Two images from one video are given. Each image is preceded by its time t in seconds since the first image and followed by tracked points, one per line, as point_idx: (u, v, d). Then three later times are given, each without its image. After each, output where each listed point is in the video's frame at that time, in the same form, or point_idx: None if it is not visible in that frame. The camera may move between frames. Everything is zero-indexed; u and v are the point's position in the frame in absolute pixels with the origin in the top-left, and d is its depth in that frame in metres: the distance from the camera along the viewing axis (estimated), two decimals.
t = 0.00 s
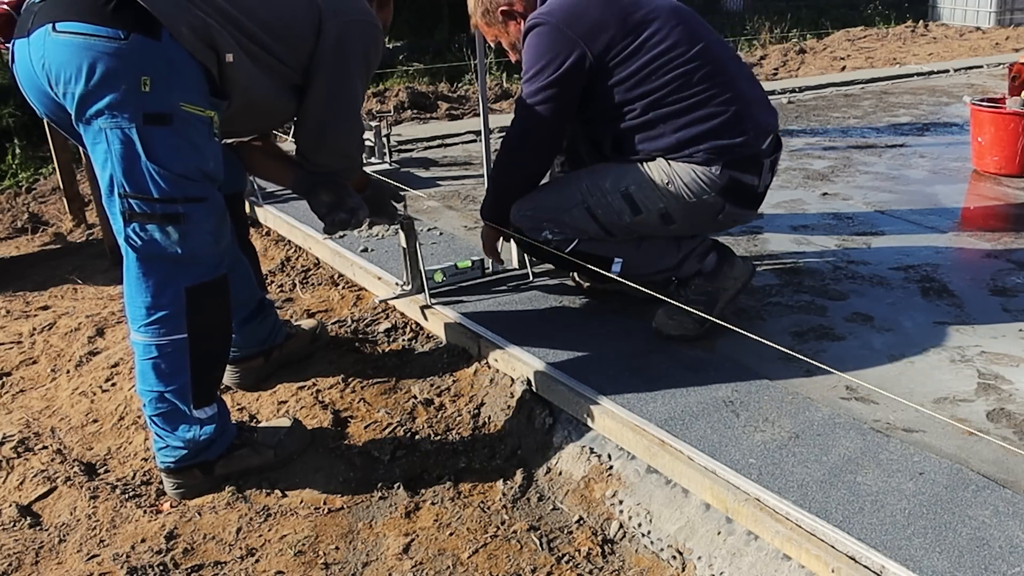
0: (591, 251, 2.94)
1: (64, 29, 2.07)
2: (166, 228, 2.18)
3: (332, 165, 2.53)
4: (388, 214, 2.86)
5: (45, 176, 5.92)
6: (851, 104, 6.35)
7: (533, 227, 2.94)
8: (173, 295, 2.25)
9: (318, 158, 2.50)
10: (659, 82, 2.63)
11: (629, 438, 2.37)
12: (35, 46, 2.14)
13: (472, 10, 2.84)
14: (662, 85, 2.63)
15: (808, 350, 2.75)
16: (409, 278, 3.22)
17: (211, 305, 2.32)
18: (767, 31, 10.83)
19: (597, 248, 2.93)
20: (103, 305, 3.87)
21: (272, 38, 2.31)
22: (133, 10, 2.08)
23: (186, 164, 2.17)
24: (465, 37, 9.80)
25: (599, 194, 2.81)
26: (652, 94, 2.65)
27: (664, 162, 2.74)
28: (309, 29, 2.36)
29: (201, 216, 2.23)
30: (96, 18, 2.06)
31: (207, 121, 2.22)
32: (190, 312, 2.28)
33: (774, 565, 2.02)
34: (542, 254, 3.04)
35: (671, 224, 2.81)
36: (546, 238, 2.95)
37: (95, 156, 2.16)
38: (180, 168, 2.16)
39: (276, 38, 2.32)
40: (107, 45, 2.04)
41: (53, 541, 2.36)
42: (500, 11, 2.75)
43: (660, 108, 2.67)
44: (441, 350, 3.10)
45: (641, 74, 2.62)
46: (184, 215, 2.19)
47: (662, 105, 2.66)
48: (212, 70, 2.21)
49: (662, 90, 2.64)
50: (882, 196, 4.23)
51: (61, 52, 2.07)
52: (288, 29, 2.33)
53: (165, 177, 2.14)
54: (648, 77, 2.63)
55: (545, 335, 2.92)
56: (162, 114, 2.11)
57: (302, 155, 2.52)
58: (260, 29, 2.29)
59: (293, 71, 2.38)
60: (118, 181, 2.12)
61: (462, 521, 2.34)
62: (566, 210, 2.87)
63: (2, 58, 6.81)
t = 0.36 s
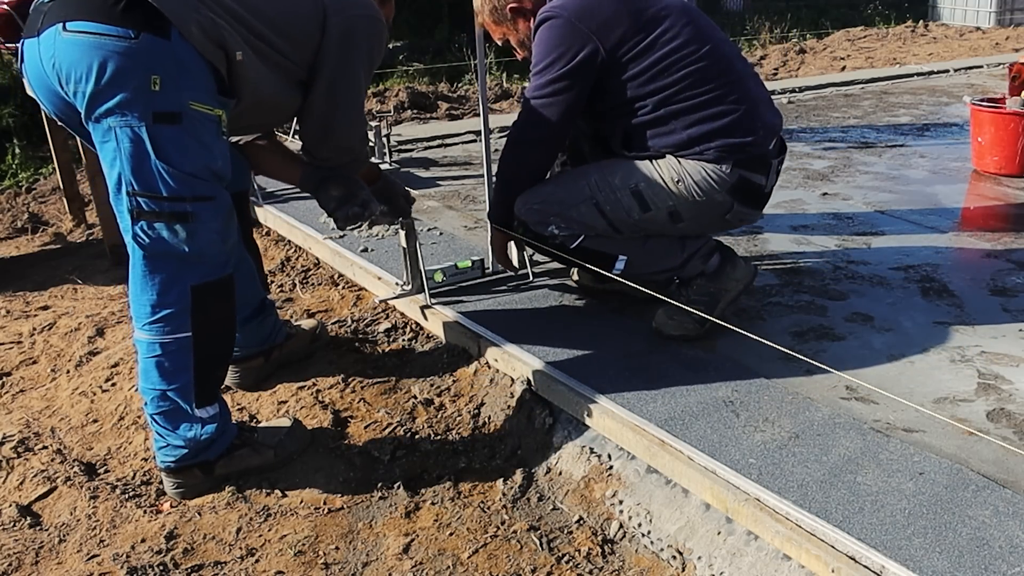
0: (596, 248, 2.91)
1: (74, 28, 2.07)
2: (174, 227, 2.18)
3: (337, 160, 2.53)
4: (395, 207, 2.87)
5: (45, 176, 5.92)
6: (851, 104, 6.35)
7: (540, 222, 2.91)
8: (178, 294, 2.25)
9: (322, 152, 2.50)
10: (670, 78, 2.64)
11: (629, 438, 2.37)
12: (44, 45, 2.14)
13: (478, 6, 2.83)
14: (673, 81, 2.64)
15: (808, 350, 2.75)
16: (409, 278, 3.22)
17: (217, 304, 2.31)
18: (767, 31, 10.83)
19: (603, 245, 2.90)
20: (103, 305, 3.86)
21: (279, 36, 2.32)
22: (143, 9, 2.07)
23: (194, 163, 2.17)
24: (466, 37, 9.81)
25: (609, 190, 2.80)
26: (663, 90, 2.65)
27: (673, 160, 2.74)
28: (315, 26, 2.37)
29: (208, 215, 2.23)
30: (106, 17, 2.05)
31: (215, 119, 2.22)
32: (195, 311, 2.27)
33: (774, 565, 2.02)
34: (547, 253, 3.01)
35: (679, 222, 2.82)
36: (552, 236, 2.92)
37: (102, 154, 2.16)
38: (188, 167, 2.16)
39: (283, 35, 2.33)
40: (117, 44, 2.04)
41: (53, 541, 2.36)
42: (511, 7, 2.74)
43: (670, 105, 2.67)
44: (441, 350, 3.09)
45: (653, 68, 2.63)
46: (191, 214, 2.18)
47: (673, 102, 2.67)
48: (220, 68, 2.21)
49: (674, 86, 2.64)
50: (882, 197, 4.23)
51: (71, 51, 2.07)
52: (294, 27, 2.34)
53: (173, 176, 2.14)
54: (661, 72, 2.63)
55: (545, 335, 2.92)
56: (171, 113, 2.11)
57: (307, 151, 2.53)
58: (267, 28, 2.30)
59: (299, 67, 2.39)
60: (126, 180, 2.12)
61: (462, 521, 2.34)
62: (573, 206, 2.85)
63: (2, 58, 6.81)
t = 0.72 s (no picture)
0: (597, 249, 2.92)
1: (84, 27, 2.07)
2: (180, 224, 2.18)
3: (341, 144, 2.54)
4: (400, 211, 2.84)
5: (45, 176, 5.92)
6: (851, 104, 6.35)
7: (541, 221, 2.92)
8: (184, 291, 2.25)
9: (329, 136, 2.52)
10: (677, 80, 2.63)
11: (629, 438, 2.37)
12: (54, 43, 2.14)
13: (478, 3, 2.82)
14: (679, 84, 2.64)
15: (808, 350, 2.75)
16: (409, 278, 3.21)
17: (221, 301, 2.31)
18: (767, 31, 10.83)
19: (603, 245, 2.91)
20: (103, 305, 3.86)
21: (287, 27, 2.32)
22: (151, 8, 2.08)
23: (201, 161, 2.17)
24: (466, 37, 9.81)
25: (611, 190, 2.81)
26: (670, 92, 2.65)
27: (677, 161, 2.74)
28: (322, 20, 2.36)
29: (214, 213, 2.23)
30: (115, 16, 2.06)
31: (223, 117, 2.22)
32: (200, 308, 2.27)
33: (774, 565, 2.02)
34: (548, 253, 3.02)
35: (681, 223, 2.81)
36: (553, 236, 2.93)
37: (109, 152, 2.16)
38: (195, 165, 2.16)
39: (290, 25, 2.32)
40: (126, 42, 2.04)
41: (53, 541, 2.36)
42: (514, 7, 2.74)
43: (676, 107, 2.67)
44: (441, 350, 3.09)
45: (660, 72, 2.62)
46: (198, 211, 2.19)
47: (679, 104, 2.67)
48: (230, 67, 2.21)
49: (679, 88, 2.64)
50: (881, 197, 4.23)
51: (80, 49, 2.07)
52: (301, 17, 2.33)
53: (180, 173, 2.14)
54: (667, 75, 2.63)
55: (546, 334, 2.92)
56: (179, 110, 2.11)
57: (315, 139, 2.54)
58: (275, 20, 2.30)
59: (306, 56, 2.39)
60: (133, 177, 2.12)
61: (462, 521, 2.34)
62: (575, 204, 2.86)
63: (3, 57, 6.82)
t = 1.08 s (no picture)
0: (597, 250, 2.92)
1: (83, 25, 2.07)
2: (179, 222, 2.18)
3: (338, 150, 2.53)
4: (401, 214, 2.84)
5: (45, 176, 5.92)
6: (851, 104, 6.35)
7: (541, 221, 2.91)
8: (183, 289, 2.25)
9: (328, 140, 2.51)
10: (676, 82, 2.63)
11: (629, 438, 2.37)
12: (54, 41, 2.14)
13: (478, 5, 2.82)
14: (679, 86, 2.64)
15: (808, 350, 2.75)
16: (409, 278, 3.21)
17: (221, 300, 2.31)
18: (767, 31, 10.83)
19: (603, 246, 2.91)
20: (103, 305, 3.86)
21: (285, 31, 2.32)
22: (151, 7, 2.08)
23: (200, 159, 2.17)
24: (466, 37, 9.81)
25: (611, 191, 2.80)
26: (670, 94, 2.65)
27: (677, 163, 2.74)
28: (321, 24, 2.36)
29: (213, 211, 2.23)
30: (115, 15, 2.06)
31: (221, 117, 2.22)
32: (198, 306, 2.27)
33: (774, 565, 2.02)
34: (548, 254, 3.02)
35: (681, 224, 2.81)
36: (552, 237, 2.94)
37: (109, 150, 2.16)
38: (193, 163, 2.16)
39: (288, 29, 2.32)
40: (126, 40, 2.05)
41: (53, 541, 2.36)
42: (513, 9, 2.74)
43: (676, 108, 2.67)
44: (441, 350, 3.09)
45: (659, 74, 2.62)
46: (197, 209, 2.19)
47: (679, 106, 2.67)
48: (228, 68, 2.21)
49: (679, 89, 2.64)
50: (881, 197, 4.23)
51: (80, 47, 2.07)
52: (301, 22, 2.33)
53: (179, 171, 2.14)
54: (667, 77, 2.63)
55: (546, 334, 2.92)
56: (178, 108, 2.11)
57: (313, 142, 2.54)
58: (272, 25, 2.30)
59: (306, 61, 2.39)
60: (133, 175, 2.12)
61: (462, 521, 2.34)
62: (575, 205, 2.86)
63: (3, 57, 6.82)
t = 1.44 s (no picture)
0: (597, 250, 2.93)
1: (78, 26, 2.07)
2: (176, 222, 2.18)
3: (336, 151, 2.53)
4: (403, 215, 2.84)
5: (45, 176, 5.92)
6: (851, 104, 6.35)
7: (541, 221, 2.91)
8: (181, 289, 2.24)
9: (327, 140, 2.51)
10: (676, 81, 2.63)
11: (629, 438, 2.37)
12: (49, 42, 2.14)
13: (478, 7, 2.82)
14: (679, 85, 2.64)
15: (808, 350, 2.75)
16: (409, 278, 3.21)
17: (219, 300, 2.31)
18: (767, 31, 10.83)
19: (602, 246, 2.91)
20: (103, 305, 3.86)
21: (281, 32, 2.32)
22: (146, 7, 2.08)
23: (196, 159, 2.17)
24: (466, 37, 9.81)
25: (611, 192, 2.80)
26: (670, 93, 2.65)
27: (677, 164, 2.74)
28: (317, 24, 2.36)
29: (209, 211, 2.23)
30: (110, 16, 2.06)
31: (218, 117, 2.22)
32: (196, 307, 2.27)
33: (774, 565, 2.02)
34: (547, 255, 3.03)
35: (681, 225, 2.81)
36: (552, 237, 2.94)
37: (105, 151, 2.16)
38: (190, 163, 2.16)
39: (284, 29, 2.32)
40: (121, 41, 2.05)
41: (53, 541, 2.36)
42: (512, 10, 2.74)
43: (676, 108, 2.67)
44: (441, 350, 3.09)
45: (658, 74, 2.62)
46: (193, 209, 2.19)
47: (680, 105, 2.66)
48: (224, 68, 2.21)
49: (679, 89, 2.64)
50: (882, 197, 4.23)
51: (75, 48, 2.07)
52: (298, 24, 2.34)
53: (175, 171, 2.14)
54: (666, 77, 2.62)
55: (546, 334, 2.92)
56: (174, 109, 2.11)
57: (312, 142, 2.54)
58: (269, 24, 2.30)
59: (302, 63, 2.39)
60: (129, 176, 2.12)
61: (462, 521, 2.34)
62: (574, 205, 2.86)
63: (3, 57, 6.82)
